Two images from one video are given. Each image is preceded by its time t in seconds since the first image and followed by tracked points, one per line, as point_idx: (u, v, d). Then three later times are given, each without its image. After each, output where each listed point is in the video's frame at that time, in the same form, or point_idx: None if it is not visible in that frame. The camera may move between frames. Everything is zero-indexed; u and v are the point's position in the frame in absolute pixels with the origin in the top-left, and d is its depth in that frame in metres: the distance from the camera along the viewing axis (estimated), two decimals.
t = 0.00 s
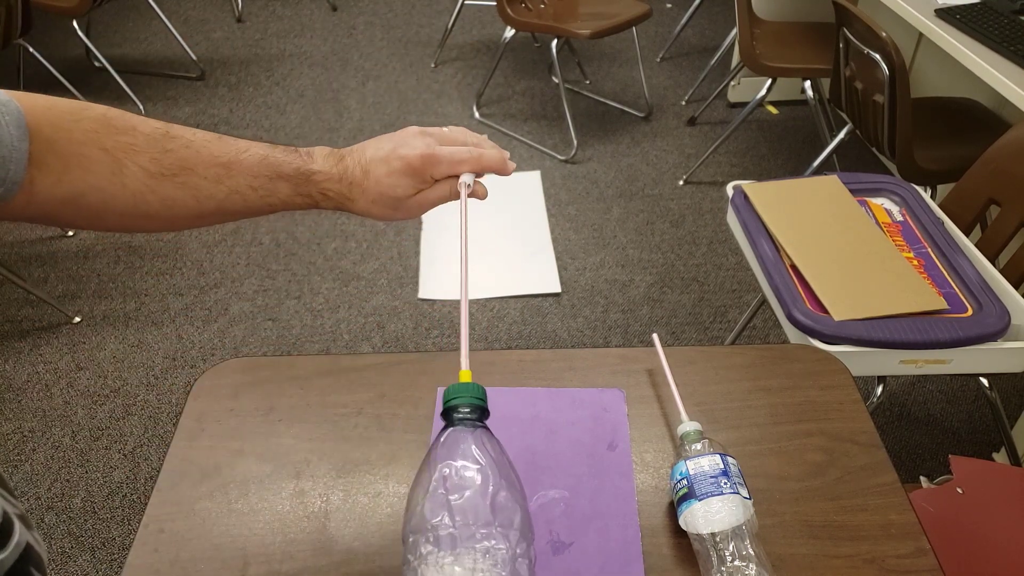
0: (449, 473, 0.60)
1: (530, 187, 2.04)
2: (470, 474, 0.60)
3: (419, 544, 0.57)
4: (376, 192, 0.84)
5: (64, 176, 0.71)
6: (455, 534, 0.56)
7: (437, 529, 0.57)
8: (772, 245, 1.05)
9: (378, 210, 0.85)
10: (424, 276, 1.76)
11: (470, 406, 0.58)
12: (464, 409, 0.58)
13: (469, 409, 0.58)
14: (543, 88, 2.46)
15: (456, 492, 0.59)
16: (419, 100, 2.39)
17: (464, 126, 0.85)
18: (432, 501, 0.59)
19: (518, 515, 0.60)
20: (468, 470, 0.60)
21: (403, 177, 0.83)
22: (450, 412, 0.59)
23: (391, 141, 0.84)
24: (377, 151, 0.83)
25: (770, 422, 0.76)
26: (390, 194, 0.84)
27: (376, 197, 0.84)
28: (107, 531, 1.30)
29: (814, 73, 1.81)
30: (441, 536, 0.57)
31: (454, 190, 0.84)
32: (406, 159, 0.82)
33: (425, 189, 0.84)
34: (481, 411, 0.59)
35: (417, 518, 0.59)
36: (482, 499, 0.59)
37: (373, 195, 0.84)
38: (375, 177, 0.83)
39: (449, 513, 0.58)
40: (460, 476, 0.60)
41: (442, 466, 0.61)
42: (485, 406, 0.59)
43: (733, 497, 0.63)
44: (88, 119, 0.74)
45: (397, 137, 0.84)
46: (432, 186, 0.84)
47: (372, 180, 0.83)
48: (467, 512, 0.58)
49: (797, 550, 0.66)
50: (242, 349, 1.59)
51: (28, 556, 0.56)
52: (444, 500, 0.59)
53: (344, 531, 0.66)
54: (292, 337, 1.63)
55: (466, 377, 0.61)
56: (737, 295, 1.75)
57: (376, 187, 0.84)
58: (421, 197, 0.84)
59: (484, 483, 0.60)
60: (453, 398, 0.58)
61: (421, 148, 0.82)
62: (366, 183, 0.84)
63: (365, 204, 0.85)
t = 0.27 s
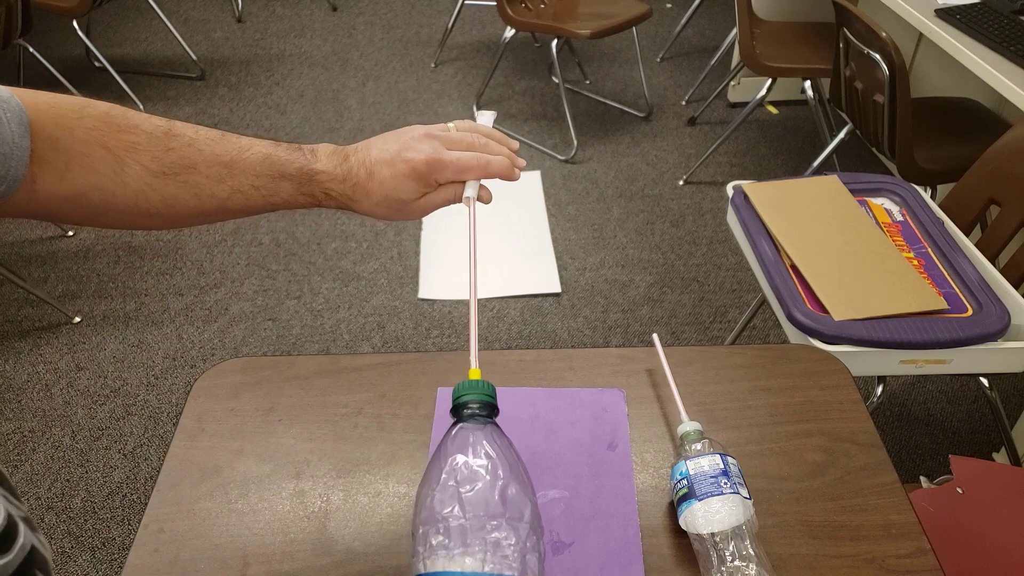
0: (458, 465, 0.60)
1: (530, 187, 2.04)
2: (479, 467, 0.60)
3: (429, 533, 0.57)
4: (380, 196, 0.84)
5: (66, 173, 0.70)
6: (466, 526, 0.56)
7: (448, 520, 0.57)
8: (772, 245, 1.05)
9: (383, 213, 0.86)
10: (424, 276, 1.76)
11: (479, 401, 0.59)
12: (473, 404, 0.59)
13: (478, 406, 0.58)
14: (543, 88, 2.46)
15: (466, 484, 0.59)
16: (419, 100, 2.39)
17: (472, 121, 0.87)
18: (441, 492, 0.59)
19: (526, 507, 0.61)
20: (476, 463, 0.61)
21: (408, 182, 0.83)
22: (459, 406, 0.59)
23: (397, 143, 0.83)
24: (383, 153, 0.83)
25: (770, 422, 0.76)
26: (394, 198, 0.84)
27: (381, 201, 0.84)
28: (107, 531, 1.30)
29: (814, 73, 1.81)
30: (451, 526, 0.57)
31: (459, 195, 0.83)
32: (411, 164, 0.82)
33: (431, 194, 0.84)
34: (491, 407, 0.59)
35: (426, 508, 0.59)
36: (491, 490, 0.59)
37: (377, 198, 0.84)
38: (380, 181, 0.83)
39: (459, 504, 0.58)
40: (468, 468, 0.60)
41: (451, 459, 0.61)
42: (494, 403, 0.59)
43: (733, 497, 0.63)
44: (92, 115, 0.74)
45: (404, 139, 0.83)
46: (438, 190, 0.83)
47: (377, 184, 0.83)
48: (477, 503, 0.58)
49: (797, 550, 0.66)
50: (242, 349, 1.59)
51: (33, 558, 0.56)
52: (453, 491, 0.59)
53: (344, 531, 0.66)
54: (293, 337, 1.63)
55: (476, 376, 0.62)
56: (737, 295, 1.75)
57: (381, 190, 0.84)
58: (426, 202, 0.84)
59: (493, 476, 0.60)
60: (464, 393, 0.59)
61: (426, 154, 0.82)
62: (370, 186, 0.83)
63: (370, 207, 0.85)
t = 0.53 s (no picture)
0: (461, 420, 0.62)
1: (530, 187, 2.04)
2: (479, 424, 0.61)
3: (433, 479, 0.58)
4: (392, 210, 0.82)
5: (61, 179, 0.70)
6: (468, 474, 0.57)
7: (451, 468, 0.58)
8: (772, 245, 1.05)
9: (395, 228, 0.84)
10: (423, 276, 1.76)
11: (480, 359, 0.59)
12: (474, 362, 0.59)
13: (478, 364, 0.59)
14: (543, 88, 2.46)
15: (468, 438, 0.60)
16: (418, 100, 2.39)
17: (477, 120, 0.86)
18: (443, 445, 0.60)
19: (523, 465, 0.62)
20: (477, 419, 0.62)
21: (422, 195, 0.82)
22: (458, 365, 0.59)
23: (407, 155, 0.82)
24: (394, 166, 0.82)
25: (769, 422, 0.76)
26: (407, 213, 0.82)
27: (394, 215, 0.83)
28: (107, 531, 1.29)
29: (814, 74, 1.81)
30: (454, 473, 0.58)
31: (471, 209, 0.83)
32: (425, 178, 0.81)
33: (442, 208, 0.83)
34: (490, 366, 0.59)
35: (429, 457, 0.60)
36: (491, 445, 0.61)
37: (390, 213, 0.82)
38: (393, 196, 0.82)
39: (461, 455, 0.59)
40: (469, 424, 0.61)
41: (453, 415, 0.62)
42: (492, 362, 0.59)
43: (733, 497, 0.63)
44: (89, 117, 0.73)
45: (413, 151, 0.82)
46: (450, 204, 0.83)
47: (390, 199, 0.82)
48: (478, 454, 0.59)
49: (796, 550, 0.66)
50: (242, 349, 1.59)
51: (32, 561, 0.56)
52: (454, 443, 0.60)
53: (344, 531, 0.66)
54: (293, 336, 1.63)
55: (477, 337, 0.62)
56: (737, 295, 1.75)
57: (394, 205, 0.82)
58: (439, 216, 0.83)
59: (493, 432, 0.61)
60: (465, 352, 0.59)
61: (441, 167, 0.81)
62: (382, 201, 0.82)
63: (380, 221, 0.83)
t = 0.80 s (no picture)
0: (437, 376, 0.66)
1: (530, 187, 2.04)
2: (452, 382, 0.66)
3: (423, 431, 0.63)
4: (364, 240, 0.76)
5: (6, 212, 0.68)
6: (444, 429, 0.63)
7: (442, 422, 0.63)
8: (772, 246, 1.05)
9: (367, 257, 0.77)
10: (423, 277, 1.76)
11: (457, 322, 0.60)
12: (450, 324, 0.60)
13: (453, 325, 0.60)
14: (543, 88, 2.46)
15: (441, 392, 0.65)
16: (418, 100, 2.39)
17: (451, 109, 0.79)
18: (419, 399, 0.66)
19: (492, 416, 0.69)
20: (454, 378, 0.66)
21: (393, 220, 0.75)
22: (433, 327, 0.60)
23: (369, 177, 0.75)
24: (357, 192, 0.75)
25: (769, 422, 0.76)
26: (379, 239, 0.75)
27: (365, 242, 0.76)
28: (107, 531, 1.29)
29: (815, 73, 1.81)
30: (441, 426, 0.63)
31: (445, 231, 0.77)
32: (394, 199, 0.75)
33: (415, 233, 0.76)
34: (463, 327, 0.61)
35: (410, 410, 0.66)
36: (467, 403, 0.67)
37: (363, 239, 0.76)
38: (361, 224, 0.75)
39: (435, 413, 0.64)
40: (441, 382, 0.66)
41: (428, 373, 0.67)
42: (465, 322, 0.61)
43: (733, 497, 0.63)
44: (39, 147, 0.70)
45: (375, 171, 0.75)
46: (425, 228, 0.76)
47: (356, 227, 0.75)
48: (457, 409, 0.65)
49: (797, 550, 0.66)
50: (242, 349, 1.59)
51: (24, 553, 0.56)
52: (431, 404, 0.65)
53: (344, 531, 0.66)
54: (293, 337, 1.63)
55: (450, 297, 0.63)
56: (737, 295, 1.75)
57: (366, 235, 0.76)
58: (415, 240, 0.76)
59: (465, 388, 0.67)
60: (441, 314, 0.60)
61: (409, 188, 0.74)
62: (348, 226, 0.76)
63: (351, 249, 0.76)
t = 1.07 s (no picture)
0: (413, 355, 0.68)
1: (530, 187, 2.04)
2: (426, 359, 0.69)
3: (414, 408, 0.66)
4: (233, 304, 0.61)
5: None
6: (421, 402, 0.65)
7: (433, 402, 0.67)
8: (772, 245, 1.05)
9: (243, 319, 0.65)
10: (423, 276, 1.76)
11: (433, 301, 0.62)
12: (426, 302, 0.61)
13: (429, 304, 0.61)
14: (543, 88, 2.46)
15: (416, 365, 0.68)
16: (418, 100, 2.39)
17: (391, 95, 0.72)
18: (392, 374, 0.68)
19: (460, 392, 0.72)
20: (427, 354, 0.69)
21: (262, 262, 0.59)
22: (410, 304, 0.61)
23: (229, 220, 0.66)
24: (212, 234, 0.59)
25: (769, 422, 0.76)
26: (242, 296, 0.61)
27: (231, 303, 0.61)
28: (107, 531, 1.30)
29: (815, 73, 1.81)
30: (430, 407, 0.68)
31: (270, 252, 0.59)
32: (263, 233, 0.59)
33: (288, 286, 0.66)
34: (439, 305, 0.62)
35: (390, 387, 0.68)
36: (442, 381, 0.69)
37: (224, 302, 0.60)
38: (218, 287, 0.58)
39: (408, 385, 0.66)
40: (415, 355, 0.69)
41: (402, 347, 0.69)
42: (442, 301, 0.62)
43: (733, 497, 0.63)
44: None
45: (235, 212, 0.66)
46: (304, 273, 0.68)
47: (212, 291, 0.58)
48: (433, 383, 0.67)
49: (797, 550, 0.66)
50: (242, 349, 1.59)
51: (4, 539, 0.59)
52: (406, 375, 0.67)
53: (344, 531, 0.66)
54: (292, 337, 1.63)
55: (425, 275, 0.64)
56: (737, 295, 1.75)
57: (221, 298, 0.60)
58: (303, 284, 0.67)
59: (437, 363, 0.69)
60: (419, 292, 0.61)
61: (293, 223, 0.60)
62: (212, 284, 0.58)
63: (215, 316, 0.61)
